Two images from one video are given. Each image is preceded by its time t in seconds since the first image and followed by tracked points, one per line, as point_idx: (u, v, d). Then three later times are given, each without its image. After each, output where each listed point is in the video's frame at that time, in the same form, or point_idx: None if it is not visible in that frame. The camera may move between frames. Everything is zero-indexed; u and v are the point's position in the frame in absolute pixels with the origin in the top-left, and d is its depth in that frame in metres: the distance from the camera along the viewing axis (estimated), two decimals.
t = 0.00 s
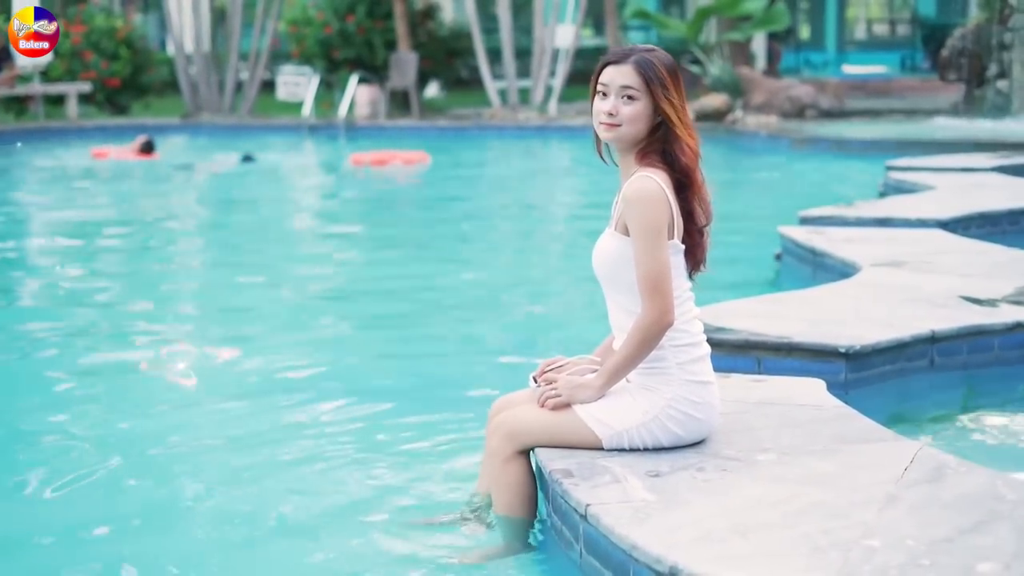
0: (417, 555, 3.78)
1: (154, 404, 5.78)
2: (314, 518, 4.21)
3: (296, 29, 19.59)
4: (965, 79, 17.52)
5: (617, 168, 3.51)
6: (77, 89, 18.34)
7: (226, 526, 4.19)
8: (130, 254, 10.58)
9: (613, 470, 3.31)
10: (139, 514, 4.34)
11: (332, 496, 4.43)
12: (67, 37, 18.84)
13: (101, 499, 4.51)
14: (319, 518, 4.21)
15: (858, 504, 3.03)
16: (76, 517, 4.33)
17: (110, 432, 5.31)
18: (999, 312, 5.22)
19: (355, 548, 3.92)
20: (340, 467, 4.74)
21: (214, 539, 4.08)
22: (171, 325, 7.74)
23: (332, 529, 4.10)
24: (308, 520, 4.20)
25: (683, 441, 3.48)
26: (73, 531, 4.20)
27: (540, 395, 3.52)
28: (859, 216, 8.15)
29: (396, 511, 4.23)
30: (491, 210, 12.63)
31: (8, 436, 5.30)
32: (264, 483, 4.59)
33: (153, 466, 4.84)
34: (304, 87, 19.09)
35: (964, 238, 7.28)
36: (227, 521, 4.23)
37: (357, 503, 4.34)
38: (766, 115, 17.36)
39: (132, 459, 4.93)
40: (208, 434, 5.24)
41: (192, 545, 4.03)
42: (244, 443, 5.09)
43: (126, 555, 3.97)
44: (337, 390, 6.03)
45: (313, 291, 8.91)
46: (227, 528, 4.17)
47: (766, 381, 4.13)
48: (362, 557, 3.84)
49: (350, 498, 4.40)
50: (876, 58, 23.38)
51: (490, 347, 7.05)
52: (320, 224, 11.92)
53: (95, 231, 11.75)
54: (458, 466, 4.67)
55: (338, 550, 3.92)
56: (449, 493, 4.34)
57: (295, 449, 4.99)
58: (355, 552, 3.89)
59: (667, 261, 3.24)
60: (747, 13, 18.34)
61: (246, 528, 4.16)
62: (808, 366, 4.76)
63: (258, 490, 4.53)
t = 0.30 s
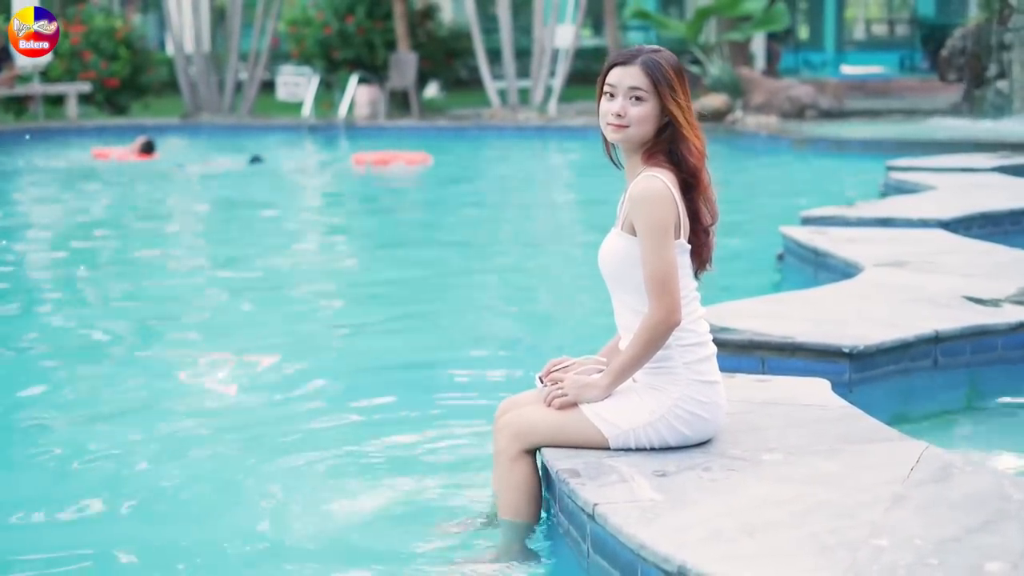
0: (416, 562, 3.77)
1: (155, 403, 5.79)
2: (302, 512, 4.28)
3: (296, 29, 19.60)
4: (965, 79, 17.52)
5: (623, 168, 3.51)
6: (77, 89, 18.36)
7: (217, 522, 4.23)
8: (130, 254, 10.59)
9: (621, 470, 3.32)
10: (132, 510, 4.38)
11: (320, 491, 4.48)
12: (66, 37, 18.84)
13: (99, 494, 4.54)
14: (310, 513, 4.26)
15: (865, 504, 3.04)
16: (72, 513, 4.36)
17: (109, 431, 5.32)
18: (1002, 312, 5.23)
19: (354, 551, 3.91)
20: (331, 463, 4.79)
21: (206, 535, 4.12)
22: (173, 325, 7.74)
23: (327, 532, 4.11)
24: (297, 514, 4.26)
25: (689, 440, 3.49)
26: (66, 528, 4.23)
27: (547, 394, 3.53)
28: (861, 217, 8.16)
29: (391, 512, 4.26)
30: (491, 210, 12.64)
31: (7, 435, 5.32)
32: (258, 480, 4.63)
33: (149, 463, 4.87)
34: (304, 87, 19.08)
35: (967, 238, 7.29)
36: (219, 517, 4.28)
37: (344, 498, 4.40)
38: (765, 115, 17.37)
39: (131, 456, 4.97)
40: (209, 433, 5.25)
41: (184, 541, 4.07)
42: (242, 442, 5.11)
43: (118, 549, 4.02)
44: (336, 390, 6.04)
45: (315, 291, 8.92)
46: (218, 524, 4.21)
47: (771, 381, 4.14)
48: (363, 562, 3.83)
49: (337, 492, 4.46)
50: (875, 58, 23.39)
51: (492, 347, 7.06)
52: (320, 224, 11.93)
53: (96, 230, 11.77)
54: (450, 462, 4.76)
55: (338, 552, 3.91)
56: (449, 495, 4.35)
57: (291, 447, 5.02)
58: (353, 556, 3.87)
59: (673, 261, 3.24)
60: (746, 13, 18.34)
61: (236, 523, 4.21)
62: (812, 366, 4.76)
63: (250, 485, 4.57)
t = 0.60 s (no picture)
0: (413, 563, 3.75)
1: (153, 403, 5.79)
2: (292, 511, 4.30)
3: (295, 29, 19.61)
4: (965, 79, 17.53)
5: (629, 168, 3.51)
6: (76, 89, 18.36)
7: (206, 519, 4.25)
8: (131, 253, 10.60)
9: (627, 469, 3.32)
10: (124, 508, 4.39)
11: (311, 490, 4.50)
12: (66, 37, 18.83)
13: (93, 493, 4.55)
14: (300, 511, 4.28)
15: (871, 504, 3.04)
16: (64, 512, 4.38)
17: (107, 430, 5.32)
18: (1006, 312, 5.23)
19: (355, 553, 3.91)
20: (323, 463, 4.80)
21: (196, 532, 4.13)
22: (174, 324, 7.75)
23: (323, 533, 4.08)
24: (287, 512, 4.28)
25: (696, 440, 3.49)
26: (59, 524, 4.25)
27: (553, 394, 3.53)
28: (863, 217, 8.16)
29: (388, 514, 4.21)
30: (492, 210, 12.64)
31: (5, 433, 5.32)
32: (249, 479, 4.64)
33: (143, 461, 4.87)
34: (304, 87, 19.07)
35: (969, 238, 7.30)
36: (209, 514, 4.30)
37: (335, 497, 4.42)
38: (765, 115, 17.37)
39: (125, 454, 4.97)
40: (207, 432, 5.25)
41: (175, 539, 4.09)
42: (240, 442, 5.11)
43: (107, 547, 4.04)
44: (339, 390, 6.02)
45: (315, 291, 8.92)
46: (207, 521, 4.23)
47: (776, 381, 4.15)
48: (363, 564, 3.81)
49: (327, 491, 4.48)
50: (874, 58, 23.39)
51: (494, 346, 7.06)
52: (321, 224, 11.94)
53: (97, 230, 11.77)
54: (446, 463, 4.74)
55: (339, 553, 3.91)
56: (448, 497, 4.34)
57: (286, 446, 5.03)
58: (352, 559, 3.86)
59: (680, 260, 3.24)
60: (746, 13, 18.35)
61: (226, 521, 4.22)
62: (816, 366, 4.77)
63: (241, 485, 4.59)
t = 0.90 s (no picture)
0: (392, 558, 3.77)
1: (153, 402, 5.79)
2: (288, 512, 4.28)
3: (295, 29, 19.62)
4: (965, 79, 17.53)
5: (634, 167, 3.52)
6: (77, 90, 18.36)
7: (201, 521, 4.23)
8: (133, 253, 10.61)
9: (633, 467, 3.33)
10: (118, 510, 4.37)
11: (310, 490, 4.49)
12: (66, 37, 18.83)
13: (88, 495, 4.52)
14: (295, 513, 4.26)
15: (876, 502, 3.05)
16: (59, 513, 4.35)
17: (104, 430, 5.31)
18: (1009, 311, 5.24)
19: (339, 551, 3.91)
20: (320, 464, 4.78)
21: (189, 533, 4.11)
22: (175, 324, 7.75)
23: (317, 536, 4.05)
24: (283, 514, 4.26)
25: (701, 439, 3.49)
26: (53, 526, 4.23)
27: (558, 392, 3.53)
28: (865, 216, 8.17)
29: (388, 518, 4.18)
30: (494, 211, 12.65)
31: (2, 433, 5.31)
32: (244, 480, 4.62)
33: (140, 462, 4.86)
34: (304, 88, 19.07)
35: (971, 238, 7.30)
36: (204, 515, 4.28)
37: (332, 497, 4.40)
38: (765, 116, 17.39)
39: (121, 455, 4.95)
40: (205, 432, 5.25)
41: (168, 541, 4.06)
42: (238, 441, 5.10)
43: (101, 548, 4.02)
44: (339, 390, 6.03)
45: (317, 290, 8.93)
46: (201, 523, 4.21)
47: (780, 380, 4.15)
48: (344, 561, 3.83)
49: (323, 492, 4.46)
50: (874, 58, 23.40)
51: (498, 346, 7.07)
52: (322, 225, 11.95)
53: (98, 230, 11.79)
54: (443, 464, 4.72)
55: (324, 553, 3.90)
56: (450, 499, 4.32)
57: (284, 446, 5.02)
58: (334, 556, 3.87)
59: (685, 260, 3.25)
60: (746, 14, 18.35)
61: (221, 523, 4.20)
62: (820, 365, 4.78)
63: (237, 485, 4.57)
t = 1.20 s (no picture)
0: (400, 549, 3.81)
1: (151, 402, 5.80)
2: (283, 512, 4.28)
3: (295, 29, 19.64)
4: (965, 79, 17.54)
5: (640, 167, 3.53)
6: (77, 90, 18.35)
7: (193, 521, 4.23)
8: (134, 254, 10.62)
9: (638, 466, 3.34)
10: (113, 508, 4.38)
11: (311, 490, 4.49)
12: (66, 37, 18.84)
13: (84, 496, 4.52)
14: (290, 514, 4.26)
15: (882, 500, 3.06)
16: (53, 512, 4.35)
17: (105, 431, 5.31)
18: (1011, 310, 5.26)
19: (340, 548, 3.93)
20: (318, 464, 4.77)
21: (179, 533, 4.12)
22: (176, 324, 7.77)
23: (313, 537, 4.04)
24: (277, 514, 4.26)
25: (705, 438, 3.50)
26: (46, 525, 4.22)
27: (563, 392, 3.54)
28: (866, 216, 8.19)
29: (392, 520, 4.15)
30: (494, 210, 12.66)
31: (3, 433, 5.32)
32: (239, 480, 4.62)
33: (141, 462, 4.85)
34: (304, 88, 19.06)
35: (973, 238, 7.31)
36: (198, 515, 4.28)
37: (330, 498, 4.40)
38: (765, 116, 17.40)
39: (119, 456, 4.95)
40: (204, 432, 5.25)
41: (163, 541, 4.05)
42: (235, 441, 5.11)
43: (100, 549, 4.01)
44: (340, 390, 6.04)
45: (318, 290, 8.95)
46: (193, 523, 4.21)
47: (784, 379, 4.16)
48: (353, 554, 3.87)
49: (324, 493, 4.46)
50: (873, 58, 23.41)
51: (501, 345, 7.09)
52: (324, 225, 11.95)
53: (99, 231, 11.80)
54: (446, 464, 4.72)
55: (327, 551, 3.91)
56: (455, 499, 4.31)
57: (282, 447, 5.02)
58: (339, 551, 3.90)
59: (692, 258, 3.26)
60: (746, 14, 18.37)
61: (221, 524, 4.19)
62: (823, 364, 4.79)
63: (237, 485, 4.57)
